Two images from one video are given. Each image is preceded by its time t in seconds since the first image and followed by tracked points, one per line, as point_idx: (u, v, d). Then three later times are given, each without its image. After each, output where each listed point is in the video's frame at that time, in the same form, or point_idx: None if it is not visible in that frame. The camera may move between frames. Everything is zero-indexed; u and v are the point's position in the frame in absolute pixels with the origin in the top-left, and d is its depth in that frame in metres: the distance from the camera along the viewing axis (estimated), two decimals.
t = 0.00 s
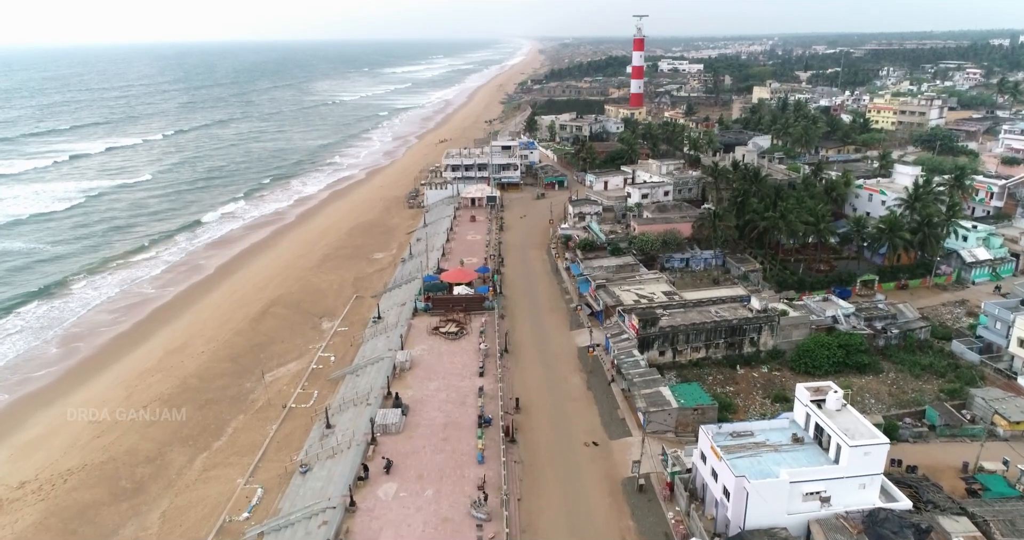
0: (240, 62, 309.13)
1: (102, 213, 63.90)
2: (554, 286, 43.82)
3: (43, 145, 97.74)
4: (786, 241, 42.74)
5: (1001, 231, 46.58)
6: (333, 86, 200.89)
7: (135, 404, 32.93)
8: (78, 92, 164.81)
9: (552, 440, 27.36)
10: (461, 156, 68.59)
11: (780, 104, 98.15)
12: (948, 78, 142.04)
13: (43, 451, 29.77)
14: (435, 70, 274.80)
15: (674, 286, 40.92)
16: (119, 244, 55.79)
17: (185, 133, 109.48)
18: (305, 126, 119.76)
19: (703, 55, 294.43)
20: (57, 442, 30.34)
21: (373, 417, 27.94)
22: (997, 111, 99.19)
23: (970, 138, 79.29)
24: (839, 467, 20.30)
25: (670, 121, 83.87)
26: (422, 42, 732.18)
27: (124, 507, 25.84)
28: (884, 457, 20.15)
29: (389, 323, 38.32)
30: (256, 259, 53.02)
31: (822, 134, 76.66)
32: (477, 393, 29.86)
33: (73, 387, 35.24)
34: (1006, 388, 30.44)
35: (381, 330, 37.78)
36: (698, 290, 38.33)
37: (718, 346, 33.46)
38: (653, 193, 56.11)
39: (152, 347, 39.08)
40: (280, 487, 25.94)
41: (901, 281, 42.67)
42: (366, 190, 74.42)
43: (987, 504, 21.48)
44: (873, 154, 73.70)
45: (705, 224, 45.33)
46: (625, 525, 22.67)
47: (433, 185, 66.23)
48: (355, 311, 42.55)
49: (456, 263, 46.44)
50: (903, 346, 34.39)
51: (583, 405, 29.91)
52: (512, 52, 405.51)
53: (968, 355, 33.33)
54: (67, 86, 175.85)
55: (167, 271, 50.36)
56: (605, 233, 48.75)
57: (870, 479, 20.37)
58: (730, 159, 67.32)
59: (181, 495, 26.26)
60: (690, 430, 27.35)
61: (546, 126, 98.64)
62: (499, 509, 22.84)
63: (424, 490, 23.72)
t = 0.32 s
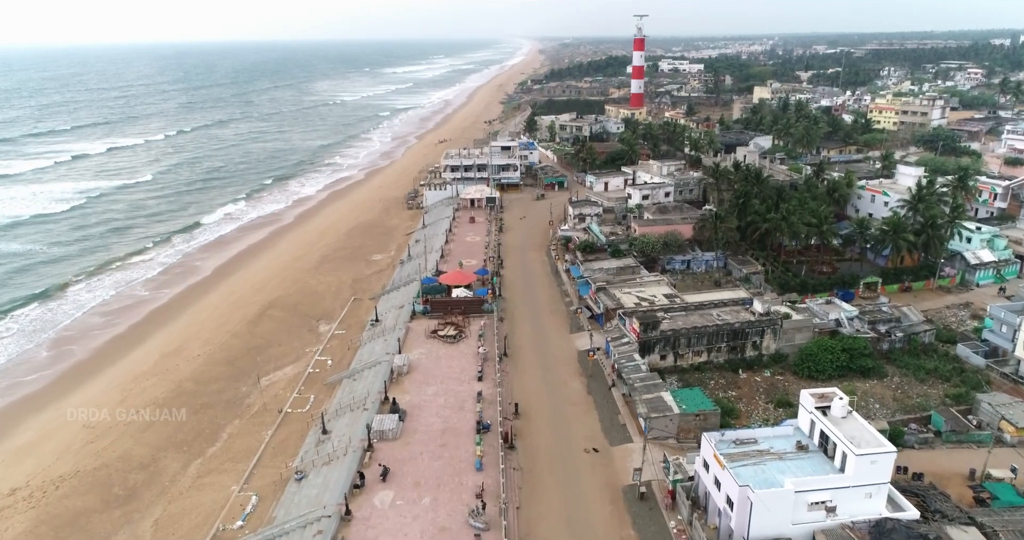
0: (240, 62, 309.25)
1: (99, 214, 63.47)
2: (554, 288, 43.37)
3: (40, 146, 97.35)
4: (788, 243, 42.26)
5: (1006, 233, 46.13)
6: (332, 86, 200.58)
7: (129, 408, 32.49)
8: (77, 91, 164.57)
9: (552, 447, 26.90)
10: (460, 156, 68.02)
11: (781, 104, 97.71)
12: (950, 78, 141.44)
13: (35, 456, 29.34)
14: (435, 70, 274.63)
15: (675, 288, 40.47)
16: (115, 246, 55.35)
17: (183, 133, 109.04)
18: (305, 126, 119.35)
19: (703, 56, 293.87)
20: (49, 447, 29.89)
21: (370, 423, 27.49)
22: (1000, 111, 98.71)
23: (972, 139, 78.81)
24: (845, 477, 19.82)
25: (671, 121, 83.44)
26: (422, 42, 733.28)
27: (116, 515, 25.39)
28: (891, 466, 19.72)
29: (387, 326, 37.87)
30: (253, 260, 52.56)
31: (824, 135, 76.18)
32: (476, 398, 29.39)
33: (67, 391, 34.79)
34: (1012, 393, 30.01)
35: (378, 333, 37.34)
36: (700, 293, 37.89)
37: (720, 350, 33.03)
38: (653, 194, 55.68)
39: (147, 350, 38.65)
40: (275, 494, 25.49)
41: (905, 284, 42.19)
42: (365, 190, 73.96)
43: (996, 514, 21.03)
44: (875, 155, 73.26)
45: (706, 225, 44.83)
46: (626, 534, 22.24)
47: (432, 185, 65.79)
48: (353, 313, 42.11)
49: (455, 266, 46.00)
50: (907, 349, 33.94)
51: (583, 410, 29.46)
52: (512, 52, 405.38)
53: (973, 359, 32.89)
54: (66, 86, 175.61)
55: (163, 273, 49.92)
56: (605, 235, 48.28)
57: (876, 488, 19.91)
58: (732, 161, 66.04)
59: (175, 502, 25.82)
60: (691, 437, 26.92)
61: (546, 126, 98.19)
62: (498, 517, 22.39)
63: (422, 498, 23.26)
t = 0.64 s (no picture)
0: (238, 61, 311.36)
1: (96, 215, 63.04)
2: (554, 291, 42.93)
3: (37, 146, 96.95)
4: (791, 244, 41.81)
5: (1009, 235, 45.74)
6: (332, 86, 200.43)
7: (123, 414, 32.03)
8: (76, 91, 164.38)
9: (551, 454, 26.43)
10: (460, 157, 67.51)
11: (782, 105, 97.31)
12: (951, 78, 141.02)
13: (27, 462, 28.89)
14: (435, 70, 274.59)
15: (676, 291, 40.01)
16: (111, 248, 54.86)
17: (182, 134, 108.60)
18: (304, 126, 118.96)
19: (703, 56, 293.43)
20: (40, 453, 29.43)
21: (367, 430, 27.03)
22: (1002, 111, 98.33)
23: (974, 139, 78.45)
24: (851, 487, 19.35)
25: (671, 122, 83.06)
26: (422, 41, 735.00)
27: (107, 523, 24.89)
28: (899, 476, 19.24)
29: (385, 329, 37.42)
30: (250, 262, 52.10)
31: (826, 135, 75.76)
32: (474, 404, 28.93)
33: (60, 396, 34.32)
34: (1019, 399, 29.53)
35: (376, 337, 36.89)
36: (701, 296, 37.42)
37: (722, 355, 32.54)
38: (654, 196, 55.26)
39: (142, 353, 38.22)
40: (269, 502, 25.02)
41: (908, 286, 41.74)
42: (364, 191, 73.53)
43: (1006, 524, 20.55)
44: (877, 155, 72.88)
45: (708, 227, 44.34)
46: None
47: (431, 186, 65.37)
48: (351, 316, 41.68)
49: (454, 268, 45.56)
50: (912, 353, 33.46)
51: (583, 416, 29.02)
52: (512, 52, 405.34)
53: (979, 364, 32.42)
54: (65, 86, 175.48)
55: (159, 274, 49.52)
56: (606, 236, 47.81)
57: (884, 498, 19.44)
58: (733, 160, 66.30)
59: (167, 510, 25.33)
60: (693, 443, 26.47)
61: (546, 126, 97.77)
62: (497, 527, 21.93)
63: (419, 507, 22.79)
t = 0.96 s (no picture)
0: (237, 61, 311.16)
1: (93, 216, 62.58)
2: (554, 293, 42.42)
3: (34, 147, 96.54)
4: (794, 247, 41.33)
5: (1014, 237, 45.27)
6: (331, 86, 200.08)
7: (117, 419, 31.56)
8: (74, 92, 163.95)
9: (551, 460, 25.97)
10: (460, 157, 67.12)
11: (783, 105, 96.88)
12: (952, 78, 140.55)
13: (18, 469, 28.42)
14: (434, 70, 274.31)
15: (678, 293, 39.54)
16: (107, 250, 54.41)
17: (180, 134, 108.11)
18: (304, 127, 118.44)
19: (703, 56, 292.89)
20: (32, 459, 28.95)
21: (363, 436, 26.55)
22: (1004, 112, 97.91)
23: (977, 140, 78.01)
24: (859, 497, 18.85)
25: (672, 122, 82.64)
26: (422, 42, 735.30)
27: (98, 532, 24.41)
28: (908, 486, 18.73)
29: (382, 333, 36.95)
30: (248, 264, 51.64)
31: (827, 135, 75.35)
32: (473, 410, 28.45)
33: (53, 401, 33.85)
34: None
35: (374, 340, 36.42)
36: (703, 299, 36.95)
37: (725, 359, 32.09)
38: (655, 197, 54.81)
39: (137, 357, 37.74)
40: (264, 510, 24.55)
41: (912, 288, 41.23)
42: (363, 192, 73.07)
43: (1016, 534, 20.13)
44: (879, 156, 72.42)
45: (710, 228, 43.89)
46: None
47: (430, 187, 64.92)
48: (348, 319, 41.20)
49: (453, 270, 45.10)
50: (917, 358, 32.98)
51: (584, 422, 28.53)
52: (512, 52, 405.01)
53: (986, 368, 31.94)
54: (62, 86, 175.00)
55: (155, 276, 49.15)
56: (606, 239, 47.35)
57: (893, 509, 18.93)
58: (734, 161, 65.86)
59: (160, 519, 24.86)
60: (696, 450, 26.01)
61: (547, 127, 97.29)
62: (495, 538, 21.45)
63: (416, 517, 22.31)
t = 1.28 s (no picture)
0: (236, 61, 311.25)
1: (89, 218, 62.11)
2: (553, 296, 41.93)
3: (32, 147, 96.12)
4: (796, 248, 40.81)
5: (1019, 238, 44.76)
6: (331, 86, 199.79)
7: (110, 425, 31.08)
8: (73, 92, 163.79)
9: (550, 468, 25.51)
10: (459, 158, 66.69)
11: (784, 105, 96.44)
12: (953, 78, 140.09)
13: (8, 475, 27.94)
14: (434, 70, 274.19)
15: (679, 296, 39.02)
16: (103, 253, 53.93)
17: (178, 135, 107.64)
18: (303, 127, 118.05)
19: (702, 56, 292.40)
20: (23, 466, 28.47)
21: (359, 444, 26.07)
22: (1007, 112, 97.32)
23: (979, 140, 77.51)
24: (868, 508, 18.33)
25: (673, 123, 82.16)
26: (422, 42, 736.02)
27: None
28: (917, 497, 18.22)
29: (380, 336, 36.44)
30: (245, 266, 51.21)
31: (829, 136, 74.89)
32: (471, 416, 27.96)
33: (45, 406, 33.36)
34: None
35: (371, 344, 35.93)
36: (705, 301, 36.45)
37: (727, 364, 31.61)
38: (656, 198, 54.35)
39: (132, 361, 37.26)
40: (258, 519, 24.01)
41: (917, 291, 40.70)
42: (361, 193, 72.59)
43: None
44: (881, 156, 71.92)
45: (711, 230, 43.41)
46: None
47: (430, 188, 64.47)
48: (346, 322, 40.70)
49: (451, 272, 44.62)
50: (922, 362, 32.50)
51: (585, 428, 28.03)
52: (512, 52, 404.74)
53: (992, 373, 31.45)
54: (61, 86, 174.87)
55: (151, 278, 48.65)
56: (607, 240, 46.83)
57: (901, 520, 18.41)
58: (735, 162, 65.37)
59: (152, 528, 24.37)
60: (699, 457, 25.54)
61: (547, 127, 96.79)
62: None
63: (412, 527, 21.81)
